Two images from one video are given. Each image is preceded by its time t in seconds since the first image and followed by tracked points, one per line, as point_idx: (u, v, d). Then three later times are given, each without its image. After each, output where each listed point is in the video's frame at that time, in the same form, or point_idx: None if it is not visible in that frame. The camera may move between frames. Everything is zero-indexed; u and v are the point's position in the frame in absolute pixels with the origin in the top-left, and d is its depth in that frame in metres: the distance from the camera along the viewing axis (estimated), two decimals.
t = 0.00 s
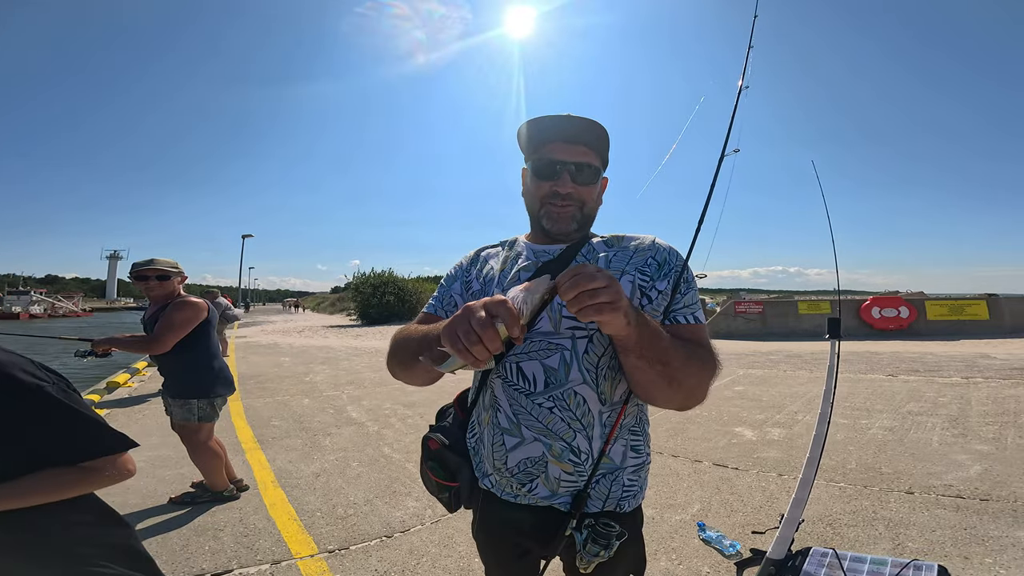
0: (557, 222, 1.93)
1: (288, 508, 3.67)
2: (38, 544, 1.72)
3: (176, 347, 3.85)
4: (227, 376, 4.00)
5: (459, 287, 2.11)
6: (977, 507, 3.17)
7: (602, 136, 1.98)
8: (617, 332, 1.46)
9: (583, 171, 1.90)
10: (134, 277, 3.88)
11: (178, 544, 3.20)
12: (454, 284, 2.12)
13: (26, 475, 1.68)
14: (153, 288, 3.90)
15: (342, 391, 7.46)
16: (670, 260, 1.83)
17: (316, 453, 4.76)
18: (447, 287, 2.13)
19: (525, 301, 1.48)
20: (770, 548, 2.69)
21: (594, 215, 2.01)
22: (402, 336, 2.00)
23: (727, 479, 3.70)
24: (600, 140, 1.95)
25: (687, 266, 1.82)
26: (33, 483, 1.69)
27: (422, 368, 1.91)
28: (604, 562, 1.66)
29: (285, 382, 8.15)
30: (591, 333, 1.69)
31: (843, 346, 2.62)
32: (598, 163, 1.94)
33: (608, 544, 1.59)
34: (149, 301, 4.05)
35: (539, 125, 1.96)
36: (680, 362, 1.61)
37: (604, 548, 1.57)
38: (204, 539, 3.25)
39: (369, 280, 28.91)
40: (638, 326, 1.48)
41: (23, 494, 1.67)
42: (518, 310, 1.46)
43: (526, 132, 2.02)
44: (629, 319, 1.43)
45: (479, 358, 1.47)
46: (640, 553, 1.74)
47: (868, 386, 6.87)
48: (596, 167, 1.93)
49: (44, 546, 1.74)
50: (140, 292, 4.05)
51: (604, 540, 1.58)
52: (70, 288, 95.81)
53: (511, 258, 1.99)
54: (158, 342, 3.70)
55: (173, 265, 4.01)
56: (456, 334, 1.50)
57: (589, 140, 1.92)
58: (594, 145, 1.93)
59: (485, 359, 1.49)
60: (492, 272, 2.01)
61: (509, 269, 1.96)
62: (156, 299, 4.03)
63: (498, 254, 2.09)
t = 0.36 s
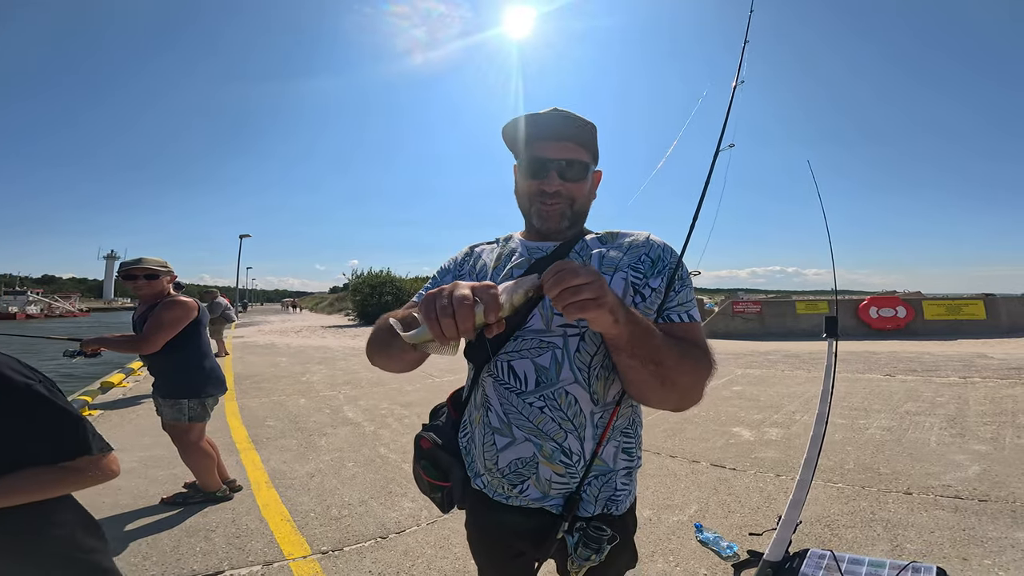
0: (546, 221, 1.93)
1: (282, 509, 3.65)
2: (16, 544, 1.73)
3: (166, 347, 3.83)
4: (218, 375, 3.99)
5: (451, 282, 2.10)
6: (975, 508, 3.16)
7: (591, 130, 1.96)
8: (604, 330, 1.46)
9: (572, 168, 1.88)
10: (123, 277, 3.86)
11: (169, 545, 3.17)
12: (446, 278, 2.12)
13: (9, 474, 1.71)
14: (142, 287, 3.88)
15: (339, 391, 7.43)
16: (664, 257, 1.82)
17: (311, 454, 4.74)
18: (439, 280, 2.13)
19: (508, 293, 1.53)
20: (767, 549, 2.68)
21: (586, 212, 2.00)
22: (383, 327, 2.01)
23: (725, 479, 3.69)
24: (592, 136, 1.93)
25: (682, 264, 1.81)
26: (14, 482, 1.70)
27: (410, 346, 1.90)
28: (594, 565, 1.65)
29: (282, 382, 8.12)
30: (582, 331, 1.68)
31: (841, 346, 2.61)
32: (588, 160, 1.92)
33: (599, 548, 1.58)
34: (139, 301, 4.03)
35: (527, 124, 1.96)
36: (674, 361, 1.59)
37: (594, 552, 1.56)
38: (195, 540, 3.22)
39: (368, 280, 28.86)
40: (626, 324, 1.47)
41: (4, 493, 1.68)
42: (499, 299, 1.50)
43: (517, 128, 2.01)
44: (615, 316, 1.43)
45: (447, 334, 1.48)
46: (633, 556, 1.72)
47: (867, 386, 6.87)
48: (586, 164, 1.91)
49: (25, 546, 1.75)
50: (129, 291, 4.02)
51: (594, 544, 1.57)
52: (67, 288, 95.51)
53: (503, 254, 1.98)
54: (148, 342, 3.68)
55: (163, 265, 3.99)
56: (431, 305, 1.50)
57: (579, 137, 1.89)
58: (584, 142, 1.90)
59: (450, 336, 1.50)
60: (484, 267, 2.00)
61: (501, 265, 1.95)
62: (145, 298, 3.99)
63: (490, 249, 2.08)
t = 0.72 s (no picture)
0: (533, 226, 1.95)
1: (281, 510, 3.65)
2: (17, 552, 1.73)
3: (162, 348, 3.82)
4: (215, 376, 3.98)
5: (453, 283, 2.11)
6: (973, 508, 3.17)
7: (580, 131, 1.94)
8: (597, 337, 1.46)
9: (553, 172, 1.88)
10: (117, 278, 3.85)
11: (168, 546, 3.17)
12: (448, 279, 2.13)
13: (13, 479, 1.71)
14: (136, 288, 3.87)
15: (338, 391, 7.43)
16: (668, 261, 1.81)
17: (311, 455, 4.73)
18: (443, 282, 2.14)
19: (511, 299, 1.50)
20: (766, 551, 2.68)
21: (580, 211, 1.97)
22: (384, 327, 2.01)
23: (724, 480, 3.70)
24: (574, 135, 1.89)
25: (684, 268, 1.80)
26: (18, 488, 1.70)
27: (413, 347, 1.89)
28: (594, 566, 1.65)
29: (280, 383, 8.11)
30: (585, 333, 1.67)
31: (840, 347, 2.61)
32: (572, 160, 1.89)
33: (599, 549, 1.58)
34: (134, 302, 4.02)
35: (514, 130, 1.98)
36: (671, 366, 1.59)
37: (593, 553, 1.57)
38: (194, 542, 3.22)
39: (366, 280, 28.85)
40: (621, 331, 1.47)
41: (8, 499, 1.69)
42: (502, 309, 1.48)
43: (505, 135, 2.04)
44: (608, 324, 1.43)
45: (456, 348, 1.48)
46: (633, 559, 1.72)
47: (865, 387, 6.88)
48: (569, 165, 1.88)
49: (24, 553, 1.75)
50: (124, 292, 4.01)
51: (593, 545, 1.57)
52: (64, 288, 95.30)
53: (505, 256, 1.99)
54: (144, 343, 3.67)
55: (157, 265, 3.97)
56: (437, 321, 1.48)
57: (559, 139, 1.88)
58: (566, 143, 1.88)
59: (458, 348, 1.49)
60: (487, 268, 2.01)
61: (503, 266, 1.96)
62: (140, 299, 3.98)
63: (493, 251, 2.09)
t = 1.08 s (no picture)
0: (540, 227, 1.96)
1: (280, 509, 3.65)
2: (11, 554, 1.75)
3: (160, 347, 3.82)
4: (214, 375, 3.99)
5: (451, 284, 2.13)
6: (969, 507, 3.20)
7: (575, 130, 1.96)
8: (588, 334, 1.48)
9: (558, 173, 1.89)
10: (114, 278, 3.85)
11: (168, 546, 3.17)
12: (447, 281, 2.15)
13: (5, 481, 1.71)
14: (133, 288, 3.87)
15: (336, 391, 7.43)
16: (661, 259, 1.83)
17: (310, 454, 4.74)
18: (441, 283, 2.16)
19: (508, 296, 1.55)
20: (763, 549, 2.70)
21: (581, 213, 2.00)
22: (383, 328, 2.02)
23: (721, 479, 3.72)
24: (576, 138, 1.92)
25: (678, 266, 1.82)
26: (8, 492, 1.70)
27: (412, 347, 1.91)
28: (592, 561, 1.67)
29: (278, 383, 8.11)
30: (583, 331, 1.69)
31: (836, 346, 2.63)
32: (576, 161, 1.91)
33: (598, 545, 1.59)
34: (132, 303, 4.02)
35: (516, 134, 1.99)
36: (665, 362, 1.60)
37: (592, 548, 1.58)
38: (194, 541, 3.23)
39: (364, 279, 28.82)
40: (611, 328, 1.49)
41: (1, 501, 1.69)
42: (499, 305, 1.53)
43: (506, 140, 2.05)
44: (598, 321, 1.45)
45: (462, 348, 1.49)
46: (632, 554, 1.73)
47: (862, 386, 6.92)
48: (574, 166, 1.90)
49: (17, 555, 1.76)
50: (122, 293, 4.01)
51: (591, 540, 1.58)
52: (61, 288, 95.04)
53: (503, 256, 2.01)
54: (141, 343, 3.67)
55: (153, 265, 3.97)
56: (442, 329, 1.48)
57: (562, 142, 1.90)
58: (569, 146, 1.90)
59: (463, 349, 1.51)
60: (485, 269, 2.03)
61: (501, 267, 1.97)
62: (138, 299, 3.99)
63: (491, 251, 2.11)
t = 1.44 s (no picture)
0: (539, 227, 1.97)
1: (280, 508, 3.66)
2: (18, 551, 1.76)
3: (159, 346, 3.83)
4: (213, 374, 3.99)
5: (450, 282, 2.14)
6: (964, 504, 3.22)
7: (574, 132, 1.99)
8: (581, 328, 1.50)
9: (558, 174, 1.91)
10: (113, 276, 3.85)
11: (168, 544, 3.18)
12: (445, 279, 2.16)
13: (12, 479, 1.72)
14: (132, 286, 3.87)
15: (335, 390, 7.44)
16: (653, 255, 1.84)
17: (309, 453, 4.75)
18: (439, 281, 2.18)
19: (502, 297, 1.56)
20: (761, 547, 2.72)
21: (579, 212, 2.02)
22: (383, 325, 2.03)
23: (719, 477, 3.73)
24: (576, 139, 1.94)
25: (669, 261, 1.84)
26: (15, 490, 1.71)
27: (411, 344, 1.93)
28: (591, 554, 1.68)
29: (277, 382, 8.11)
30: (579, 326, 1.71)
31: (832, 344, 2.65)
32: (575, 161, 1.93)
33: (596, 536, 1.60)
34: (131, 301, 4.03)
35: (515, 137, 2.01)
36: (658, 355, 1.62)
37: (590, 539, 1.59)
38: (194, 539, 3.23)
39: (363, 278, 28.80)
40: (603, 322, 1.51)
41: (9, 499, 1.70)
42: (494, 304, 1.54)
43: (505, 143, 2.06)
44: (589, 315, 1.47)
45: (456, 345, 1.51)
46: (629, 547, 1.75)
47: (859, 385, 6.96)
48: (574, 166, 1.92)
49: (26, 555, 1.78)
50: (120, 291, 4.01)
51: (590, 530, 1.59)
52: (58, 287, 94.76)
53: (500, 254, 2.02)
54: (140, 342, 3.68)
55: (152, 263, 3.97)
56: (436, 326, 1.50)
57: (562, 143, 1.92)
58: (569, 147, 1.92)
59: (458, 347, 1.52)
60: (482, 266, 2.05)
61: (498, 264, 1.99)
62: (136, 298, 3.99)
63: (489, 249, 2.13)
